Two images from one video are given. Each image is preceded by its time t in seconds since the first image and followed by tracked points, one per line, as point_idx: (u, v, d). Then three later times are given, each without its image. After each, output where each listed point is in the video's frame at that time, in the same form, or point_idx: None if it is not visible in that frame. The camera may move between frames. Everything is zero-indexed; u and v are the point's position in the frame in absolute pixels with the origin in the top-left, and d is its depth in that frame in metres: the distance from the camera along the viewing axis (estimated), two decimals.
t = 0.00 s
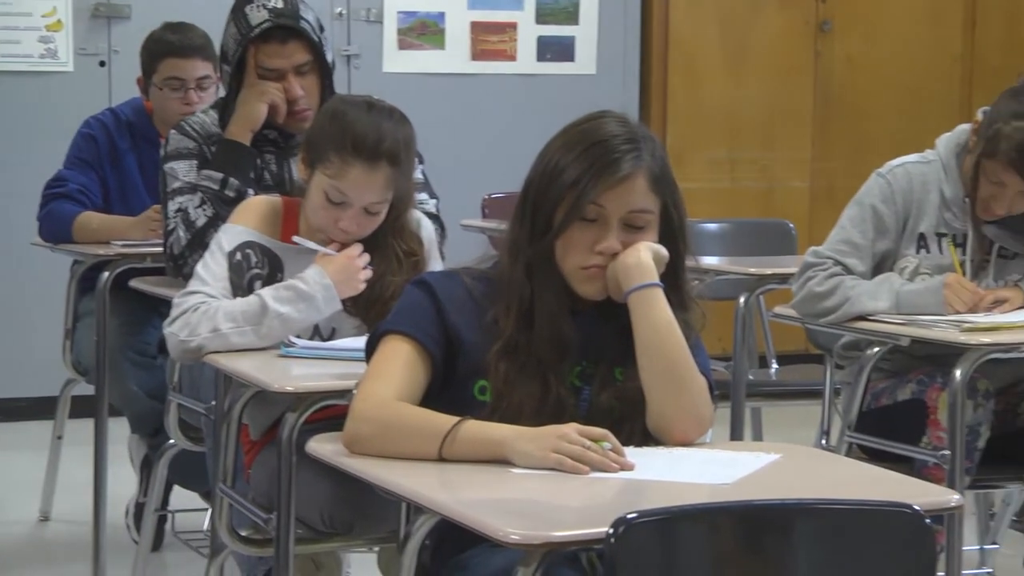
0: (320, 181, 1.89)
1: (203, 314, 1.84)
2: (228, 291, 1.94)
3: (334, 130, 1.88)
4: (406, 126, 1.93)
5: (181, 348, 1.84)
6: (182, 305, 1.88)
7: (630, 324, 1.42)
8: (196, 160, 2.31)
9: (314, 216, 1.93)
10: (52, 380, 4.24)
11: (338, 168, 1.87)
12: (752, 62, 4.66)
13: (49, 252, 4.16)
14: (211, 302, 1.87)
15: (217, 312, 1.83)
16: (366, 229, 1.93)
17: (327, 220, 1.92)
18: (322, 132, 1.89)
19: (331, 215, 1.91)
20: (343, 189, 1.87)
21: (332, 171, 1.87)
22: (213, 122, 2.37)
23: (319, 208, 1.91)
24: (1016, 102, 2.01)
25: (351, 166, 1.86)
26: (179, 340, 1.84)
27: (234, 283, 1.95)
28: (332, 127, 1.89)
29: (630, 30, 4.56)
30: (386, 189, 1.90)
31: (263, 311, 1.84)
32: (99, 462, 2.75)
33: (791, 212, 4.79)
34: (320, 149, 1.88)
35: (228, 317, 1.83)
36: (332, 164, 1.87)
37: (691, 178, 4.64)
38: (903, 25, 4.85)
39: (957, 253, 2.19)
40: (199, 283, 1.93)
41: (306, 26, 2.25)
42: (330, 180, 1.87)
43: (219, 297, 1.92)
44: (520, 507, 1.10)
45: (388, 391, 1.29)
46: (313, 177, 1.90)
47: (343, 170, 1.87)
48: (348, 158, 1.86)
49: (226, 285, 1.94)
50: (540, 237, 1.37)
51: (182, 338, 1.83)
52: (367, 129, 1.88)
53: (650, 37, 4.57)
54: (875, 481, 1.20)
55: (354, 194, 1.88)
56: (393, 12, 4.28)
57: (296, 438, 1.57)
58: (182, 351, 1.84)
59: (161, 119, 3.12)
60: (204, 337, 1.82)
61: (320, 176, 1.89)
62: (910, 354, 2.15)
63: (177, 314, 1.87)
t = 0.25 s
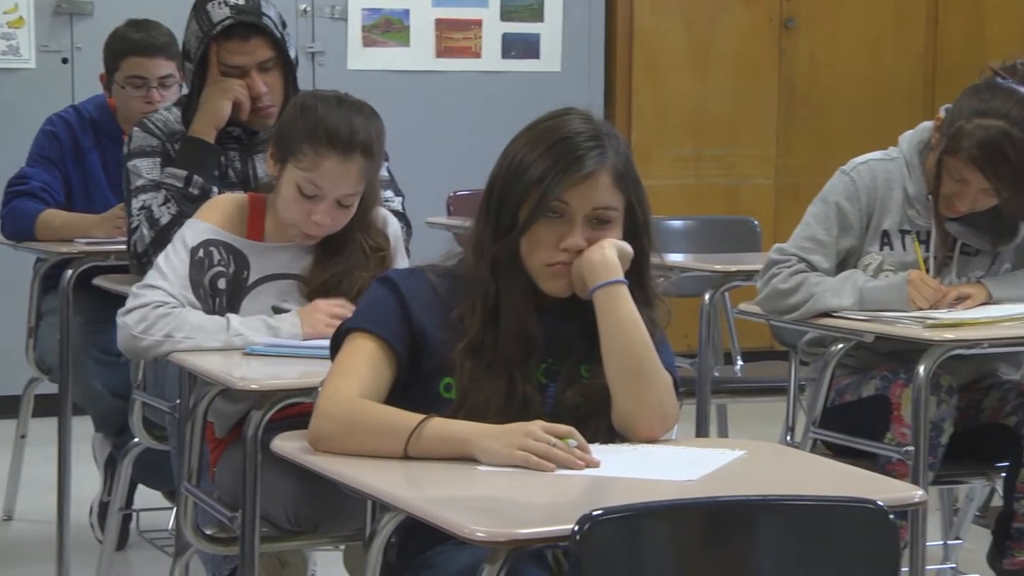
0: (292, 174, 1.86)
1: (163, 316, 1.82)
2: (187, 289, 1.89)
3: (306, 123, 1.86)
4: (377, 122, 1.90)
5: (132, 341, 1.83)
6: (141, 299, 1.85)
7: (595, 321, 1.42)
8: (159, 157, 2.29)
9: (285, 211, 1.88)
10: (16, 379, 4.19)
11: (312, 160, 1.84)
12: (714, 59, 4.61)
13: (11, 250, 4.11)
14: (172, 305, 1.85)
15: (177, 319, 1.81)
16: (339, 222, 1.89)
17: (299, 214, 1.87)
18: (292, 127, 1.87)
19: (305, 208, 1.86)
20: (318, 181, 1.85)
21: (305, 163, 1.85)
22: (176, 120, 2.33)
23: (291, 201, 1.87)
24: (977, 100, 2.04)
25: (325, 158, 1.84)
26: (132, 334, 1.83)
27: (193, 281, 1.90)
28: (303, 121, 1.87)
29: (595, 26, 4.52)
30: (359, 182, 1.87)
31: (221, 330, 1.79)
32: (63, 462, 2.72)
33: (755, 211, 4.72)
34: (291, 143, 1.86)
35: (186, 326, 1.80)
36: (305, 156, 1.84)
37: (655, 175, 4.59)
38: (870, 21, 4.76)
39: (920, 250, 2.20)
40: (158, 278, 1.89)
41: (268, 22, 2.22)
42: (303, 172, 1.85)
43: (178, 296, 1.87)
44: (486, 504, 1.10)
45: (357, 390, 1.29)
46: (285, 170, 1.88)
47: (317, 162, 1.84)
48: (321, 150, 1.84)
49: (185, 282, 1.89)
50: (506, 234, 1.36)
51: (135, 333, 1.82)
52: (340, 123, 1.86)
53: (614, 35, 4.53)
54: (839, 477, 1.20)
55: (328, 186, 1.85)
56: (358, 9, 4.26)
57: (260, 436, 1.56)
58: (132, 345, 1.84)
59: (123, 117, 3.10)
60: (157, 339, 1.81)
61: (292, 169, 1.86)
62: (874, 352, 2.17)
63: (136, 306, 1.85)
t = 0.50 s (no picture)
0: (270, 169, 1.85)
1: (137, 316, 1.80)
2: (162, 288, 1.88)
3: (285, 122, 1.85)
4: (354, 122, 1.89)
5: (109, 340, 1.82)
6: (117, 300, 1.84)
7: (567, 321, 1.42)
8: (131, 158, 2.26)
9: (262, 207, 1.86)
10: None
11: (290, 156, 1.83)
12: (685, 61, 4.61)
13: None
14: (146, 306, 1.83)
15: (151, 320, 1.79)
16: (316, 219, 1.87)
17: (276, 210, 1.85)
18: (269, 124, 1.86)
19: (282, 203, 1.84)
20: (295, 176, 1.83)
21: (283, 159, 1.83)
22: (147, 121, 2.31)
23: (267, 197, 1.85)
24: (947, 101, 2.05)
25: (303, 153, 1.83)
26: (108, 333, 1.81)
27: (168, 280, 1.88)
28: (280, 118, 1.86)
29: (567, 26, 4.51)
30: (336, 178, 1.86)
31: (195, 333, 1.77)
32: (33, 464, 2.70)
33: (728, 212, 4.74)
34: (268, 139, 1.85)
35: (160, 328, 1.78)
36: (283, 152, 1.83)
37: (628, 175, 4.60)
38: (841, 23, 4.78)
39: (891, 250, 2.21)
40: (133, 278, 1.87)
41: (239, 22, 2.21)
42: (280, 167, 1.84)
43: (153, 296, 1.87)
44: (458, 505, 1.09)
45: (329, 391, 1.28)
46: (262, 167, 1.86)
47: (295, 157, 1.83)
48: (299, 145, 1.83)
49: (160, 281, 1.88)
50: (478, 235, 1.36)
51: (111, 332, 1.81)
52: (319, 122, 1.85)
53: (588, 35, 4.52)
54: (811, 476, 1.20)
55: (305, 182, 1.84)
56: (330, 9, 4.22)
57: (233, 437, 1.55)
58: (109, 344, 1.82)
59: (94, 118, 3.07)
60: (131, 339, 1.80)
61: (269, 164, 1.85)
62: (846, 352, 2.19)
63: (112, 306, 1.83)
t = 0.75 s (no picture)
0: (240, 168, 1.84)
1: (104, 319, 1.78)
2: (134, 293, 1.88)
3: (254, 120, 1.84)
4: (323, 123, 1.88)
5: (77, 346, 1.79)
6: (87, 304, 1.83)
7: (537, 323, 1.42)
8: (97, 160, 2.24)
9: (230, 207, 1.86)
10: None
11: (262, 154, 1.82)
12: (655, 62, 4.59)
13: None
14: (112, 308, 1.81)
15: (117, 323, 1.77)
16: (286, 219, 1.87)
17: (246, 210, 1.85)
18: (239, 124, 1.85)
19: (251, 203, 1.84)
20: (266, 175, 1.83)
21: (254, 157, 1.82)
22: (114, 122, 2.29)
23: (238, 197, 1.85)
24: (915, 103, 2.06)
25: (276, 151, 1.82)
26: (76, 339, 1.78)
27: (139, 284, 1.88)
28: (251, 117, 1.85)
29: (537, 27, 4.50)
30: (307, 177, 1.85)
31: (161, 335, 1.76)
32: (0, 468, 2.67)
33: (697, 213, 4.71)
34: (239, 138, 1.84)
35: (126, 331, 1.76)
36: (255, 150, 1.82)
37: (597, 176, 4.58)
38: (813, 26, 4.74)
39: (860, 251, 2.22)
40: (104, 282, 1.87)
41: (205, 22, 2.18)
42: (251, 166, 1.83)
43: (125, 300, 1.86)
44: (427, 507, 1.09)
45: (298, 391, 1.28)
46: (232, 166, 1.85)
47: (267, 156, 1.82)
48: (272, 143, 1.82)
49: (132, 285, 1.87)
50: (447, 236, 1.36)
51: (79, 337, 1.78)
52: (289, 121, 1.84)
53: (557, 37, 4.52)
54: (778, 477, 1.21)
55: (277, 180, 1.83)
56: (298, 11, 4.23)
57: (202, 440, 1.55)
58: (77, 349, 1.79)
59: (62, 120, 3.06)
60: (98, 343, 1.77)
61: (240, 163, 1.84)
62: (814, 353, 2.19)
63: (81, 311, 1.82)
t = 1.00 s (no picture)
0: (219, 168, 1.83)
1: (63, 318, 1.76)
2: (98, 292, 1.85)
3: (234, 120, 1.84)
4: (304, 125, 1.89)
5: (36, 345, 1.77)
6: (48, 302, 1.81)
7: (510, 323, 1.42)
8: (68, 161, 2.24)
9: (209, 206, 1.85)
10: None
11: (241, 155, 1.82)
12: (629, 63, 4.58)
13: None
14: (72, 308, 1.79)
15: (77, 322, 1.76)
16: (264, 221, 1.86)
17: (224, 210, 1.84)
18: (219, 125, 1.85)
19: (230, 203, 1.83)
20: (245, 175, 1.82)
21: (234, 157, 1.82)
22: (85, 122, 2.29)
23: (216, 197, 1.84)
24: (887, 104, 2.07)
25: (255, 151, 1.82)
26: (36, 338, 1.77)
27: (106, 284, 1.86)
28: (232, 117, 1.85)
29: (510, 26, 4.49)
30: (286, 179, 1.85)
31: (121, 334, 1.75)
32: None
33: (671, 213, 4.73)
34: (218, 138, 1.84)
35: (85, 330, 1.75)
36: (234, 150, 1.82)
37: (572, 178, 4.59)
38: (786, 24, 4.75)
39: (834, 252, 2.23)
40: (68, 280, 1.85)
41: (174, 23, 2.17)
42: (230, 167, 1.82)
43: (88, 300, 1.84)
44: (401, 508, 1.09)
45: (271, 392, 1.28)
46: (211, 166, 1.84)
47: (247, 157, 1.82)
48: (252, 143, 1.82)
49: (96, 285, 1.85)
50: (420, 238, 1.36)
51: (38, 336, 1.77)
52: (271, 122, 1.84)
53: (531, 38, 4.49)
54: (749, 476, 1.21)
55: (257, 181, 1.83)
56: (271, 12, 4.18)
57: (174, 441, 1.55)
58: (37, 348, 1.77)
59: (31, 122, 3.01)
60: (56, 343, 1.75)
61: (219, 163, 1.83)
62: (788, 353, 2.20)
63: (41, 309, 1.80)
